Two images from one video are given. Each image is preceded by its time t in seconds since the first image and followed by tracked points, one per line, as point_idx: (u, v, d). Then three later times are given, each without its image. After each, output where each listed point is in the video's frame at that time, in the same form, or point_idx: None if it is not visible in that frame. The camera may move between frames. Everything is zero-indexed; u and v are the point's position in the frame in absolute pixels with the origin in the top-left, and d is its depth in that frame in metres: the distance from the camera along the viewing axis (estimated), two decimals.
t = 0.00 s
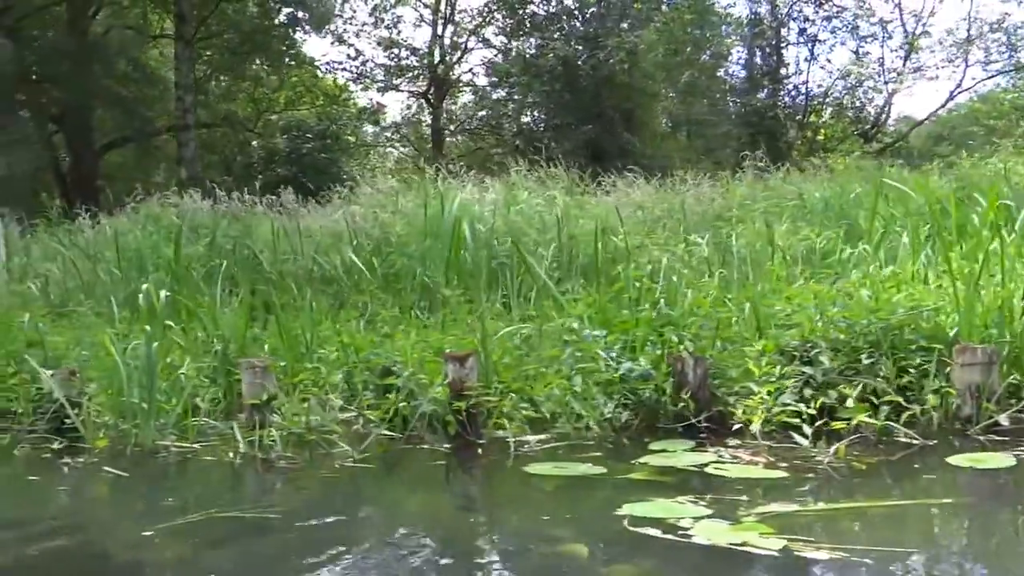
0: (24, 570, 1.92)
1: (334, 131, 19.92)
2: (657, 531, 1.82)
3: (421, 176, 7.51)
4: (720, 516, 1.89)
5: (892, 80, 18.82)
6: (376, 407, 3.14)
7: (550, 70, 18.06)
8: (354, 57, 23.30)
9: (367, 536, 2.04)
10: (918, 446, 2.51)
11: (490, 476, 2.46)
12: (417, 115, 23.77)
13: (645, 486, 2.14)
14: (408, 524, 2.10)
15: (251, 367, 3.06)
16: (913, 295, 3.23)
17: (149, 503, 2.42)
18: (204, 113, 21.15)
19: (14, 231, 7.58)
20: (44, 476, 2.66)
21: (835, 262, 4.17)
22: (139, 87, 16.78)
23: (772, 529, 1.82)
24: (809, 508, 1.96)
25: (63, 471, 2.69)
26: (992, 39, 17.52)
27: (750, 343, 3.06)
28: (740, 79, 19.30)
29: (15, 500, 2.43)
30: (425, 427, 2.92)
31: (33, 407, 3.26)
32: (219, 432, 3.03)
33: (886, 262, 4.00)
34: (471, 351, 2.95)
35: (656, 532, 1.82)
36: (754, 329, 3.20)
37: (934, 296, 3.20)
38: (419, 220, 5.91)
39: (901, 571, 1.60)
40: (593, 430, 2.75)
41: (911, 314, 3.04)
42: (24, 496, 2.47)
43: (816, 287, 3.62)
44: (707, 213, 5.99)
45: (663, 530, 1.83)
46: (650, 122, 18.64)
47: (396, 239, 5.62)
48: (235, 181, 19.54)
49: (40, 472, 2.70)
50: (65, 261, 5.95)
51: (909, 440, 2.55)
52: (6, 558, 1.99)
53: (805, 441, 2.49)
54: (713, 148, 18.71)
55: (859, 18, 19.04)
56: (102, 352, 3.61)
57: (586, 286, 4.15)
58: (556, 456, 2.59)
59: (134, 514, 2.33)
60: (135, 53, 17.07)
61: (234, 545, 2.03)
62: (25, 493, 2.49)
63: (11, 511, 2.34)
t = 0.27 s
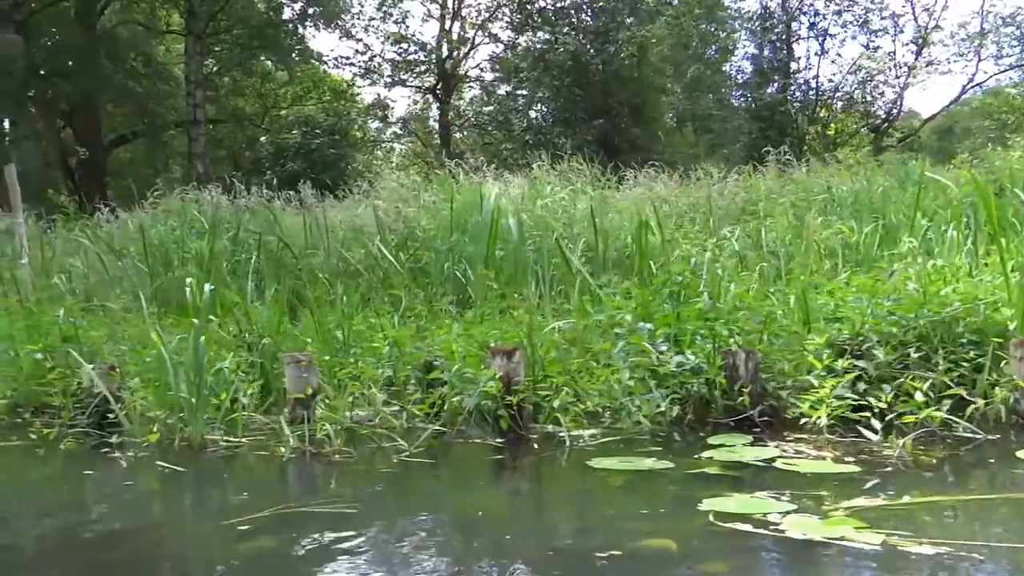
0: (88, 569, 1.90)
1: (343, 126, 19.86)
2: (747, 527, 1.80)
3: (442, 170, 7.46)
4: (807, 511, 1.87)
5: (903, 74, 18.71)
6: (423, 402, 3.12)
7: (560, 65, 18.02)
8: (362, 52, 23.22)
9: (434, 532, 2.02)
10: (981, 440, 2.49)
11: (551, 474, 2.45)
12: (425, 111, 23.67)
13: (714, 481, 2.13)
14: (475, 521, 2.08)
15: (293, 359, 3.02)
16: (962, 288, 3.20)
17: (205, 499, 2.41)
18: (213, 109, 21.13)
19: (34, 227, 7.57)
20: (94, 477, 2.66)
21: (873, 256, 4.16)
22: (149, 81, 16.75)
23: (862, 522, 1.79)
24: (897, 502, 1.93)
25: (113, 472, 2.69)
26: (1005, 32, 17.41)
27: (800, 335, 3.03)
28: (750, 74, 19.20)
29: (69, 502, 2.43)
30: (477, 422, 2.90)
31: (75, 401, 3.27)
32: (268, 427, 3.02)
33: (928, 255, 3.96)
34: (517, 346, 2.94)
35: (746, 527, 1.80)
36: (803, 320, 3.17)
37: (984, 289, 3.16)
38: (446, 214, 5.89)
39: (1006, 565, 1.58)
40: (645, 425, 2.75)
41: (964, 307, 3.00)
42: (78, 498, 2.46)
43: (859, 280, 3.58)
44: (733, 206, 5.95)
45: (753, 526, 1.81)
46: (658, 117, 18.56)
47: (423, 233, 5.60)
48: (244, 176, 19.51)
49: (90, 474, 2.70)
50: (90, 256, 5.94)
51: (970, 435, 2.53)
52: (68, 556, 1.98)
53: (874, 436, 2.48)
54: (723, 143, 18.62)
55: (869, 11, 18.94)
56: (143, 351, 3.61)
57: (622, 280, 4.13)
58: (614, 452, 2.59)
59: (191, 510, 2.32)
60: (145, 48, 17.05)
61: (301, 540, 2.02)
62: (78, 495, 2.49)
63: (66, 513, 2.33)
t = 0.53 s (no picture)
0: (132, 566, 1.87)
1: (350, 122, 19.82)
2: (819, 523, 1.79)
3: (457, 165, 7.43)
4: (875, 509, 1.86)
5: (911, 70, 18.64)
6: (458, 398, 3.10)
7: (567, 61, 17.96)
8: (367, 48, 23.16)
9: (482, 528, 2.00)
10: None
11: (594, 472, 2.44)
12: (431, 107, 23.62)
13: (766, 477, 2.13)
14: (522, 518, 2.07)
15: (325, 354, 3.01)
16: (1000, 283, 3.16)
17: (242, 494, 2.39)
18: (218, 105, 21.10)
19: (47, 223, 7.54)
20: (128, 473, 2.64)
21: (901, 252, 4.15)
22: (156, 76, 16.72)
23: (933, 519, 1.78)
24: (964, 498, 1.91)
25: (146, 468, 2.67)
26: (1014, 28, 17.35)
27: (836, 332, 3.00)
28: (757, 69, 19.14)
29: (105, 498, 2.41)
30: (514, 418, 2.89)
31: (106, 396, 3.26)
32: (302, 422, 3.01)
33: (960, 250, 3.92)
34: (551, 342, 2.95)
35: (818, 523, 1.79)
36: (838, 314, 3.15)
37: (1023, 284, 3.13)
38: (464, 209, 5.86)
39: None
40: (684, 422, 2.74)
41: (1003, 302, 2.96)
42: (113, 494, 2.44)
43: (893, 275, 3.54)
44: (752, 201, 5.93)
45: (825, 522, 1.80)
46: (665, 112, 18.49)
47: (442, 229, 5.57)
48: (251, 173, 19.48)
49: (123, 469, 2.68)
50: (106, 252, 5.92)
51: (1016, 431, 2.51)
52: (110, 553, 1.96)
53: (925, 432, 2.47)
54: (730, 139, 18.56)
55: (877, 7, 18.88)
56: (172, 347, 3.60)
57: (648, 274, 4.11)
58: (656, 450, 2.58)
59: (230, 505, 2.30)
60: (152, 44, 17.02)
61: (347, 536, 2.00)
62: (112, 491, 2.47)
63: (102, 509, 2.31)
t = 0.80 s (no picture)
0: (170, 563, 1.86)
1: (356, 118, 19.80)
2: (892, 520, 1.80)
3: (471, 161, 7.42)
4: (943, 506, 1.87)
5: (919, 67, 18.60)
6: (492, 395, 3.09)
7: (574, 57, 17.92)
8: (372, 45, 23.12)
9: (526, 526, 1.99)
10: None
11: (635, 469, 2.42)
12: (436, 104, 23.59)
13: (821, 476, 2.13)
14: (565, 516, 2.05)
15: (358, 351, 3.02)
16: None
17: (275, 490, 2.38)
18: (224, 101, 21.07)
19: (60, 219, 7.52)
20: (157, 469, 2.62)
21: (929, 249, 4.13)
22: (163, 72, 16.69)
23: (1003, 517, 1.79)
24: None
25: (175, 464, 2.66)
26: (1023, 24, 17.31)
27: (873, 329, 2.99)
28: (763, 66, 19.12)
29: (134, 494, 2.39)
30: (551, 414, 2.88)
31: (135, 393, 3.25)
32: (334, 418, 3.00)
33: (989, 246, 3.89)
34: (585, 338, 2.97)
35: (890, 521, 1.80)
36: (873, 311, 3.14)
37: None
38: (482, 204, 5.84)
39: None
40: (724, 418, 2.73)
41: None
42: (142, 490, 2.42)
43: (926, 270, 3.51)
44: (770, 197, 5.90)
45: (897, 520, 1.81)
46: (671, 109, 18.45)
47: (462, 224, 5.55)
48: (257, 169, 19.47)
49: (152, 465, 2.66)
50: (122, 247, 5.90)
51: None
52: (147, 549, 1.94)
53: (971, 430, 2.46)
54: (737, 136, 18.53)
55: (885, 2, 18.83)
56: (199, 343, 3.59)
57: (674, 271, 4.10)
58: (698, 446, 2.57)
59: (262, 501, 2.28)
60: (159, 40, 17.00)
61: (388, 533, 1.98)
62: (142, 488, 2.45)
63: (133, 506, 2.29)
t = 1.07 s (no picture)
0: (216, 561, 1.84)
1: (363, 116, 19.76)
2: (976, 520, 1.83)
3: (489, 157, 7.37)
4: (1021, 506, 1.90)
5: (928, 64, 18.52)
6: (533, 393, 3.06)
7: (584, 55, 17.87)
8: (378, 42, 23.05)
9: (574, 527, 1.98)
10: None
11: (680, 469, 2.41)
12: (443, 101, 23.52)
13: (886, 479, 2.14)
14: (612, 518, 2.03)
15: (397, 347, 3.01)
16: None
17: (313, 488, 2.36)
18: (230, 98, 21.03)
19: (76, 217, 7.48)
20: (191, 469, 2.61)
21: (964, 246, 4.10)
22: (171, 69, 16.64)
23: None
24: None
25: (210, 464, 2.64)
26: None
27: (918, 328, 2.96)
28: (772, 63, 19.04)
29: (170, 494, 2.38)
30: (593, 412, 2.86)
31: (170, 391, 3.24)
32: (371, 416, 2.98)
33: None
34: (626, 335, 2.93)
35: (975, 521, 1.82)
36: (915, 308, 3.11)
37: None
38: (505, 201, 5.81)
39: None
40: (771, 416, 2.71)
41: None
42: (178, 490, 2.41)
43: (966, 267, 3.48)
44: (794, 193, 5.86)
45: (980, 519, 1.83)
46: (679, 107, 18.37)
47: (485, 221, 5.51)
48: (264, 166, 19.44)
49: (186, 465, 2.65)
50: (142, 245, 5.87)
51: None
52: (192, 547, 1.93)
53: None
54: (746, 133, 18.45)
55: None
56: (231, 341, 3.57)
57: (707, 268, 4.06)
58: (748, 444, 2.55)
59: (302, 499, 2.27)
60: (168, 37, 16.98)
61: (434, 532, 1.97)
62: (178, 488, 2.44)
63: (170, 505, 2.28)
